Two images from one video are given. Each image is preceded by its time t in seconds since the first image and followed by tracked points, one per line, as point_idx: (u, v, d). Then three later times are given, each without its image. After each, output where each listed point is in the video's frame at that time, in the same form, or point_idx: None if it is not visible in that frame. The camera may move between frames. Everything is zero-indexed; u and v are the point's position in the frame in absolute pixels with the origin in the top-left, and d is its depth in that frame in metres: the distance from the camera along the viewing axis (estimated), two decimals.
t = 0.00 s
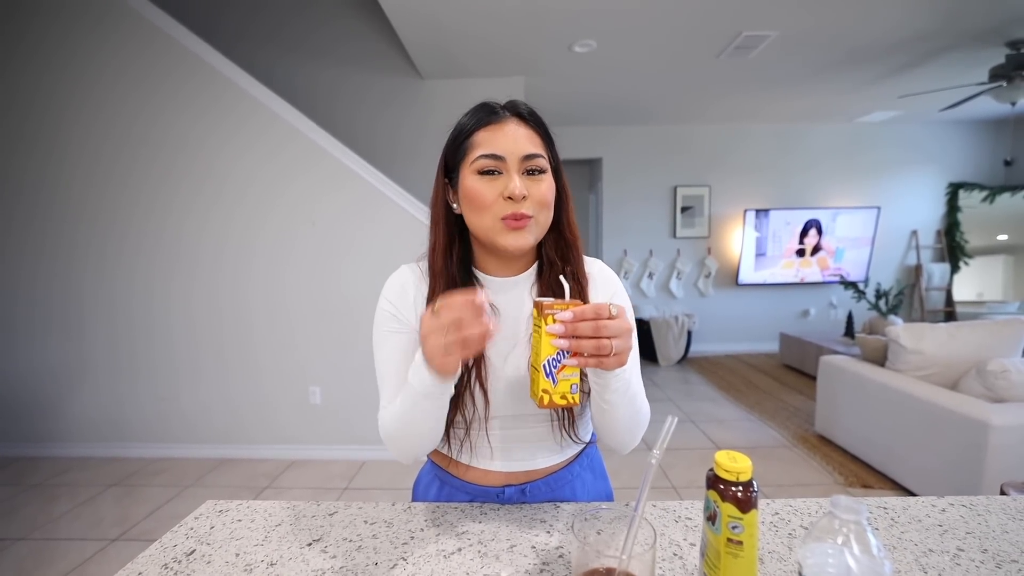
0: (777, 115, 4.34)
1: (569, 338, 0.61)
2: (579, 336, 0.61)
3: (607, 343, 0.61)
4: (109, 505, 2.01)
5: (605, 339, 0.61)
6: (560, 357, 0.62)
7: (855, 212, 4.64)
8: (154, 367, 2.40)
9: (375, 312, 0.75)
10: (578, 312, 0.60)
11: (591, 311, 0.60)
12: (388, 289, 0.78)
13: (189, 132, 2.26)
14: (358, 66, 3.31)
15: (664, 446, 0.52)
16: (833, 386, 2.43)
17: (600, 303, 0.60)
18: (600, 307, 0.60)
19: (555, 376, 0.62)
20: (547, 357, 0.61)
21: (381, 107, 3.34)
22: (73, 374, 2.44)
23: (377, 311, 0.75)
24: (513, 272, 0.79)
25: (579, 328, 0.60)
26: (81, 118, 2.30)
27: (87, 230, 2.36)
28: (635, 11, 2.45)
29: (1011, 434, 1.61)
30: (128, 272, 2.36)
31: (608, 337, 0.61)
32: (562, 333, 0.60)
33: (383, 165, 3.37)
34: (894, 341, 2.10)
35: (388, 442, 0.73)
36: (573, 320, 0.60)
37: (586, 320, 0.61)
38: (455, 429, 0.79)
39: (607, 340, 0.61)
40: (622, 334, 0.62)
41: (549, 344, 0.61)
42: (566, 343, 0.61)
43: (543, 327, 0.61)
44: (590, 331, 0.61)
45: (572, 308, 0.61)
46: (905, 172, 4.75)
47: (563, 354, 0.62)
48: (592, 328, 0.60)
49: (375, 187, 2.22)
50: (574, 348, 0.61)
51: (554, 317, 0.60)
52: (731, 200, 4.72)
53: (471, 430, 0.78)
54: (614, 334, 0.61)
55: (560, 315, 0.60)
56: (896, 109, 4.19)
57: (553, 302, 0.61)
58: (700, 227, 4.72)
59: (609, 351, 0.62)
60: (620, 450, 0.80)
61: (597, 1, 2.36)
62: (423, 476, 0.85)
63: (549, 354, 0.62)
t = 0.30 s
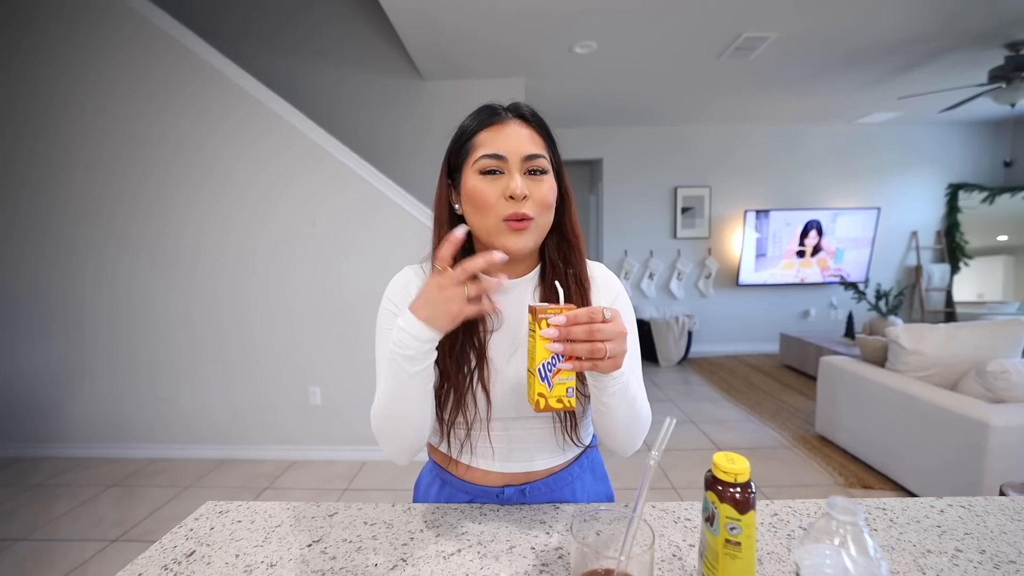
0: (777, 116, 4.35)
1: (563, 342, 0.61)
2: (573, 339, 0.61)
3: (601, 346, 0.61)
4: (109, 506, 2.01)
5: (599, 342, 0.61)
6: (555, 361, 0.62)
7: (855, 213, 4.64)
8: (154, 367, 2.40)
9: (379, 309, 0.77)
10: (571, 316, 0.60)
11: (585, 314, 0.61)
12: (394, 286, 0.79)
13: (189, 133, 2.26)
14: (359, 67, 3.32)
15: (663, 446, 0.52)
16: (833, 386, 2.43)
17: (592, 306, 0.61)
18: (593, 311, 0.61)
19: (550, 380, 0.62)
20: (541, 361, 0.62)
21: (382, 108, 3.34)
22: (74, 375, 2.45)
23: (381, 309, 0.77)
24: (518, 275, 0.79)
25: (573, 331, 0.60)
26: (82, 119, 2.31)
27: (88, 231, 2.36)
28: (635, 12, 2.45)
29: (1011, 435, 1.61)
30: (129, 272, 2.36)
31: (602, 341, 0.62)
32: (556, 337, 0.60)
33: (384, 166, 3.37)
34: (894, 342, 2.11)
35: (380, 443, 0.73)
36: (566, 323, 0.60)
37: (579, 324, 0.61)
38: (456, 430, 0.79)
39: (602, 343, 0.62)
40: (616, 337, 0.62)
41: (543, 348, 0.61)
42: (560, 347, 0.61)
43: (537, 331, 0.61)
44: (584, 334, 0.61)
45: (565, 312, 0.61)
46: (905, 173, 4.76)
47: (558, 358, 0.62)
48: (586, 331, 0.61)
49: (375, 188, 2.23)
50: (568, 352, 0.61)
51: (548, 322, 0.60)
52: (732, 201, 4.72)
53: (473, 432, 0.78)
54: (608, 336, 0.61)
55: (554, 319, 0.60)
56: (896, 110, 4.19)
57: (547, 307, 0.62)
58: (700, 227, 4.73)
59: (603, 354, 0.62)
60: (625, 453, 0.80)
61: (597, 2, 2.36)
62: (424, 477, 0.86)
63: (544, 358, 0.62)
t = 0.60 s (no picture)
0: (776, 118, 4.36)
1: (560, 346, 0.62)
2: (570, 344, 0.62)
3: (596, 350, 0.63)
4: (111, 507, 2.02)
5: (595, 346, 0.63)
6: (552, 364, 0.62)
7: (854, 215, 4.65)
8: (155, 368, 2.41)
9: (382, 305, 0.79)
10: (568, 320, 0.61)
11: (581, 319, 0.61)
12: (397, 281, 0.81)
13: (191, 135, 2.28)
14: (360, 69, 3.33)
15: (658, 445, 0.53)
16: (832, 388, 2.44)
17: (589, 311, 0.61)
18: (590, 316, 0.62)
19: (547, 383, 0.63)
20: (538, 365, 0.62)
21: (383, 110, 3.36)
22: (75, 376, 2.46)
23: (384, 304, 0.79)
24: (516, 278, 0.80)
25: (570, 336, 0.61)
26: (84, 121, 2.32)
27: (90, 232, 2.38)
28: (634, 15, 2.46)
29: (1008, 437, 1.62)
30: (130, 273, 2.37)
31: (597, 345, 0.63)
32: (552, 341, 0.61)
33: (384, 167, 3.39)
34: (892, 343, 2.12)
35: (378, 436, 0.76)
36: (563, 328, 0.61)
37: (576, 329, 0.62)
38: (456, 431, 0.80)
39: (598, 348, 0.63)
40: (612, 341, 0.64)
41: (540, 352, 0.61)
42: (557, 351, 0.62)
43: (534, 335, 0.61)
44: (580, 340, 0.62)
45: (562, 316, 0.61)
46: (904, 176, 4.77)
47: (555, 362, 0.62)
48: (582, 336, 0.62)
49: (376, 189, 2.24)
50: (565, 356, 0.62)
51: (545, 326, 0.60)
52: (731, 203, 4.74)
53: (473, 433, 0.79)
54: (604, 341, 0.63)
55: (551, 324, 0.60)
56: (895, 113, 4.20)
57: (543, 311, 0.61)
58: (700, 229, 4.74)
59: (600, 358, 0.63)
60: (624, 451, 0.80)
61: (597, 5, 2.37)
62: (425, 474, 0.86)
63: (541, 362, 0.62)
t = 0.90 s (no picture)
0: (777, 121, 4.36)
1: (547, 355, 0.63)
2: (557, 353, 0.63)
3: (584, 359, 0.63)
4: (110, 503, 2.03)
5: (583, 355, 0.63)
6: (540, 373, 0.64)
7: (854, 218, 4.64)
8: (155, 365, 2.42)
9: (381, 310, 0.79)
10: (556, 330, 0.61)
11: (569, 328, 0.61)
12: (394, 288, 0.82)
13: (191, 134, 2.28)
14: (362, 69, 3.34)
15: (648, 453, 0.53)
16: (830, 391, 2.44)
17: (576, 320, 0.62)
18: (577, 325, 0.62)
19: (536, 392, 0.64)
20: (527, 374, 0.63)
21: (385, 111, 3.36)
22: (75, 372, 2.47)
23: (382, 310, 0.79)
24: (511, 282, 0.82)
25: (557, 346, 0.62)
26: (86, 119, 2.33)
27: (90, 230, 2.38)
28: (635, 17, 2.46)
29: (1004, 442, 1.62)
30: (130, 271, 2.38)
31: (585, 354, 0.63)
32: (540, 351, 0.61)
33: (385, 167, 3.40)
34: (891, 348, 2.13)
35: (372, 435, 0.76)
36: (550, 338, 0.61)
37: (563, 338, 0.62)
38: (450, 433, 0.81)
39: (585, 357, 0.63)
40: (599, 350, 0.63)
41: (528, 361, 0.62)
42: (545, 360, 0.62)
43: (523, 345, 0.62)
44: (567, 348, 0.62)
45: (550, 326, 0.61)
46: (905, 179, 4.77)
47: (543, 371, 0.63)
48: (569, 345, 0.62)
49: (376, 191, 2.25)
50: (553, 364, 0.63)
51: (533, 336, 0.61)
52: (732, 206, 4.74)
53: (468, 435, 0.80)
54: (592, 350, 0.63)
55: (539, 334, 0.61)
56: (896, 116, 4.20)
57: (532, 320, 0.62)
58: (700, 231, 4.74)
59: (587, 367, 0.64)
60: (618, 452, 0.81)
61: (598, 7, 2.37)
62: (421, 477, 0.87)
63: (529, 371, 0.63)
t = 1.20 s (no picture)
0: (780, 122, 4.34)
1: (525, 360, 0.64)
2: (534, 358, 0.64)
3: (560, 364, 0.64)
4: (116, 502, 2.06)
5: (559, 360, 0.64)
6: (519, 378, 0.65)
7: (860, 218, 4.61)
8: (160, 367, 2.45)
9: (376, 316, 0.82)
10: (531, 337, 0.63)
11: (544, 335, 0.63)
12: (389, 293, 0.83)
13: (195, 139, 2.32)
14: (363, 74, 3.37)
15: (631, 453, 0.54)
16: (833, 393, 2.42)
17: (551, 327, 0.63)
18: (552, 331, 0.63)
19: (516, 396, 0.65)
20: (505, 380, 0.65)
21: (386, 114, 3.39)
22: (82, 374, 2.51)
23: (377, 315, 0.82)
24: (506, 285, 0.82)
25: (533, 352, 0.63)
26: (92, 125, 2.37)
27: (97, 233, 2.42)
28: (634, 19, 2.47)
29: (1009, 445, 1.61)
30: (136, 274, 2.42)
31: (561, 358, 0.64)
32: (518, 357, 0.63)
33: (387, 171, 3.42)
34: (894, 350, 2.12)
35: (371, 437, 0.78)
36: (527, 345, 0.63)
37: (539, 344, 0.63)
38: (444, 433, 0.82)
39: (562, 361, 0.64)
40: (574, 355, 0.64)
41: (506, 367, 0.64)
42: (522, 366, 0.64)
43: (500, 351, 0.64)
44: (543, 354, 0.63)
45: (526, 333, 0.63)
46: (910, 179, 4.73)
47: (521, 376, 0.64)
48: (545, 351, 0.63)
49: (376, 194, 2.27)
50: (530, 369, 0.64)
51: (509, 343, 0.63)
52: (735, 207, 4.72)
53: (460, 434, 0.81)
54: (567, 354, 0.64)
55: (516, 341, 0.63)
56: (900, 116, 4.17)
57: (510, 329, 0.65)
58: (703, 232, 4.73)
59: (563, 371, 0.64)
60: (609, 453, 0.81)
61: (597, 10, 2.38)
62: (417, 476, 0.88)
63: (508, 376, 0.65)
